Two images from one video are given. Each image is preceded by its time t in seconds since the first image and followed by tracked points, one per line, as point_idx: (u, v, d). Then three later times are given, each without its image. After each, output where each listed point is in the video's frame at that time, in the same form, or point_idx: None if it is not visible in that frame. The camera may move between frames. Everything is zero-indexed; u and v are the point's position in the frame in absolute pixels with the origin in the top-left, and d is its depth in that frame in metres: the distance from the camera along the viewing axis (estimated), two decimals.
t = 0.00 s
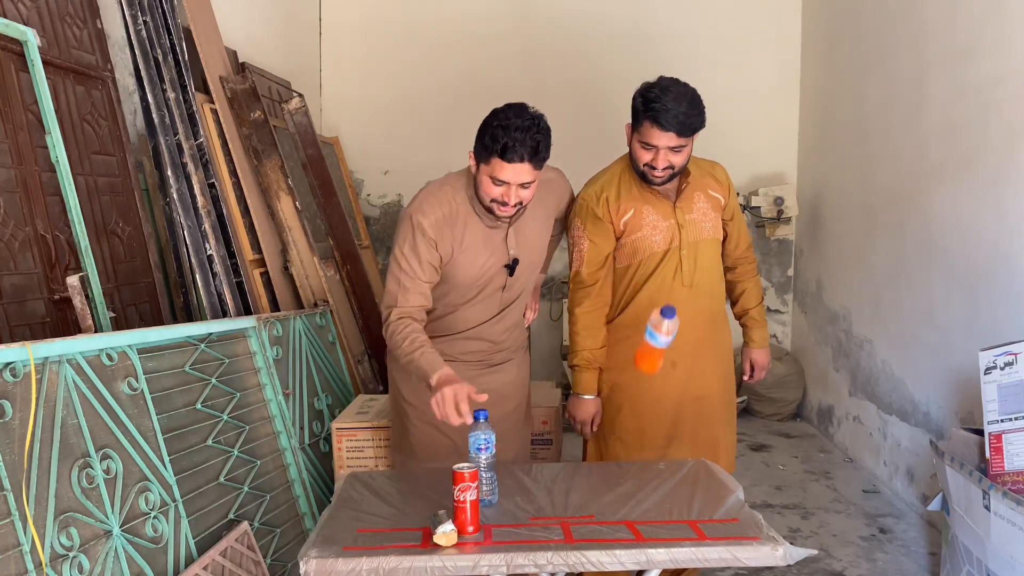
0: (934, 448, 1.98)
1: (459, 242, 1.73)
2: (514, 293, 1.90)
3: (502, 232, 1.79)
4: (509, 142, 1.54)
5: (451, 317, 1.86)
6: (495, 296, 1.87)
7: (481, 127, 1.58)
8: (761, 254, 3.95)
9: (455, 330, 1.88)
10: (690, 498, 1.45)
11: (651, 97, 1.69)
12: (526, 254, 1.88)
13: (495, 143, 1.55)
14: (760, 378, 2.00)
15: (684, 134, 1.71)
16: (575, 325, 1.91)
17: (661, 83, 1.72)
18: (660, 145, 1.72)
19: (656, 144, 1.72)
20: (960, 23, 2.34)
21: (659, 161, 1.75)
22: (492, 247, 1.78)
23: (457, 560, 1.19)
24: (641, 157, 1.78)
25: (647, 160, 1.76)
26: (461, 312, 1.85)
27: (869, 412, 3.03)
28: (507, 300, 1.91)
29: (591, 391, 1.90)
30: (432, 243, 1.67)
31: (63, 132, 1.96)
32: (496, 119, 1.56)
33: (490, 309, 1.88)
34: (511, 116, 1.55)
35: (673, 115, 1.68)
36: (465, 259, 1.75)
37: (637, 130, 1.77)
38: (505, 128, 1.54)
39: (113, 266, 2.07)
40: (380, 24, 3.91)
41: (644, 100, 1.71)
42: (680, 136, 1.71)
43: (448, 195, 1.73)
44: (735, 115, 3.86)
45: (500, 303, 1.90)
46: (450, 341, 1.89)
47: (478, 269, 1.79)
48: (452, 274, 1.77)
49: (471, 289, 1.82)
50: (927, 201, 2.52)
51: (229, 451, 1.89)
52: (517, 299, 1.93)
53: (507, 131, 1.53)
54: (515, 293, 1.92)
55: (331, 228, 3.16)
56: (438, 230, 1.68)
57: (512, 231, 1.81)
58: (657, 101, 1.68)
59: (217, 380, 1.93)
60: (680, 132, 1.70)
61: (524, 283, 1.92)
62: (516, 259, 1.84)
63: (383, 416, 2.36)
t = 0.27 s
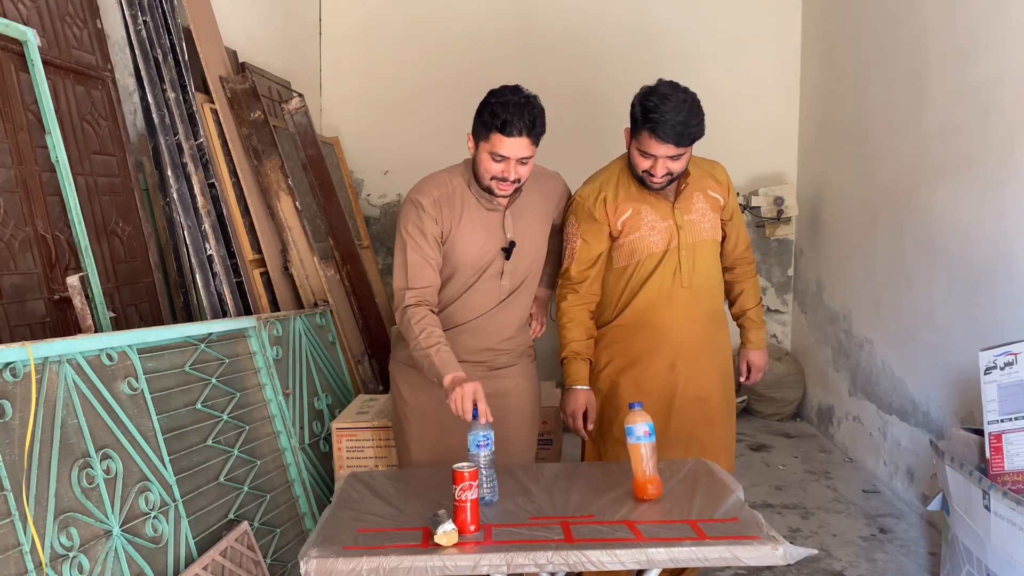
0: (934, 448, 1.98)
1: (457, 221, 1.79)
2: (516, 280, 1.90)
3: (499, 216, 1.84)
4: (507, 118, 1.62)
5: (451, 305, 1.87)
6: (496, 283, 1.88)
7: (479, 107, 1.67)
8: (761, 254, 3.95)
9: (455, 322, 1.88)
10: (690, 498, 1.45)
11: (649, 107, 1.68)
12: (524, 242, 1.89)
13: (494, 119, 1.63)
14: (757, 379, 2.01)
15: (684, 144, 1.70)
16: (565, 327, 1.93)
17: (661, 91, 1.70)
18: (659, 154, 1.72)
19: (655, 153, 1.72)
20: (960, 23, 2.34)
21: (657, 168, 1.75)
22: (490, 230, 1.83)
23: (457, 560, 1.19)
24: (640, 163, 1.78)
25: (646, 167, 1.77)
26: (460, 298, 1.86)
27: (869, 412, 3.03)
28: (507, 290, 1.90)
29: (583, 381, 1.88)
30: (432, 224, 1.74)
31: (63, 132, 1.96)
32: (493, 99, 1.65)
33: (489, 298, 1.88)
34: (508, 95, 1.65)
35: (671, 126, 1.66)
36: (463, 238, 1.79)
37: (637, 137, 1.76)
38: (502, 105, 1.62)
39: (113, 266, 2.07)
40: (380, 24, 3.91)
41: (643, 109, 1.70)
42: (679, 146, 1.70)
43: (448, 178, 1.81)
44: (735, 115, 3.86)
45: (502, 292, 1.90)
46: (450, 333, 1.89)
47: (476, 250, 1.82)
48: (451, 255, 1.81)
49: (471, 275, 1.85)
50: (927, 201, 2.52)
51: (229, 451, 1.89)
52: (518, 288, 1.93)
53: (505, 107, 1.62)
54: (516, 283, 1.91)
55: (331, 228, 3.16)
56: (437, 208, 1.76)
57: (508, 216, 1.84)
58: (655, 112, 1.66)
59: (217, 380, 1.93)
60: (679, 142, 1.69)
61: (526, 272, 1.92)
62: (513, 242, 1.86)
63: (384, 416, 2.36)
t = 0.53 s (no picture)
0: (934, 448, 1.98)
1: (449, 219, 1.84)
2: (511, 275, 1.90)
3: (491, 212, 1.87)
4: (503, 107, 1.71)
5: (447, 303, 1.89)
6: (490, 279, 1.88)
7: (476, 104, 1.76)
8: (761, 254, 3.95)
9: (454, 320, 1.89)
10: (690, 498, 1.45)
11: (643, 110, 1.67)
12: (520, 236, 1.90)
13: (492, 108, 1.72)
14: (757, 377, 2.00)
15: (677, 147, 1.70)
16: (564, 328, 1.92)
17: (655, 94, 1.69)
18: (652, 158, 1.72)
19: (648, 157, 1.72)
20: (960, 23, 2.34)
21: (651, 172, 1.75)
22: (481, 226, 1.86)
23: (457, 560, 1.19)
24: (633, 166, 1.78)
25: (639, 170, 1.77)
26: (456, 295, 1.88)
27: (869, 412, 3.03)
28: (504, 285, 1.89)
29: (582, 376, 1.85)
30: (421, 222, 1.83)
31: (63, 132, 1.96)
32: (488, 95, 1.75)
33: (484, 294, 1.88)
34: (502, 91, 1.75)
35: (664, 130, 1.66)
36: (454, 234, 1.84)
37: (630, 140, 1.76)
38: (498, 97, 1.72)
39: (113, 266, 2.07)
40: (380, 24, 3.91)
41: (636, 112, 1.70)
42: (671, 149, 1.70)
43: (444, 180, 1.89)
44: (735, 115, 3.86)
45: (498, 288, 1.89)
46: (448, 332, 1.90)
47: (467, 245, 1.85)
48: (445, 251, 1.86)
49: (464, 271, 1.87)
50: (927, 201, 2.52)
51: (229, 451, 1.89)
52: (516, 284, 1.91)
53: (501, 98, 1.71)
54: (512, 277, 1.90)
55: (331, 228, 3.16)
56: (428, 208, 1.84)
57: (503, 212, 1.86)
58: (649, 116, 1.66)
59: (217, 380, 1.93)
60: (672, 146, 1.69)
61: (523, 266, 1.91)
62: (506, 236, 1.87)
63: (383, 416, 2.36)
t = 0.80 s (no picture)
0: (934, 448, 1.98)
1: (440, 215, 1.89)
2: (503, 271, 1.89)
3: (483, 209, 1.89)
4: (492, 113, 1.72)
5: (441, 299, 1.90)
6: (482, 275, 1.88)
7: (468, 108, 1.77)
8: (761, 254, 3.95)
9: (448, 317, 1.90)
10: (690, 498, 1.45)
11: (623, 132, 1.65)
12: (514, 232, 1.90)
13: (482, 113, 1.73)
14: (763, 365, 2.00)
15: (659, 166, 1.68)
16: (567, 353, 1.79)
17: (634, 114, 1.67)
18: (636, 178, 1.70)
19: (631, 178, 1.71)
20: (960, 23, 2.34)
21: (635, 191, 1.74)
22: (472, 221, 1.88)
23: (457, 560, 1.19)
24: (618, 187, 1.77)
25: (624, 190, 1.76)
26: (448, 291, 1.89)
27: (869, 412, 3.03)
28: (496, 280, 1.89)
29: (579, 410, 1.70)
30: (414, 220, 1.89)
31: (63, 132, 1.96)
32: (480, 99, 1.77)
33: (476, 289, 1.88)
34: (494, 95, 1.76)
35: (645, 151, 1.64)
36: (444, 229, 1.87)
37: (612, 161, 1.74)
38: (489, 102, 1.73)
39: (113, 266, 2.07)
40: (380, 24, 3.91)
41: (617, 134, 1.68)
42: (655, 169, 1.68)
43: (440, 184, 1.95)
44: (735, 115, 3.86)
45: (490, 283, 1.88)
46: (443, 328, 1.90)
47: (458, 240, 1.87)
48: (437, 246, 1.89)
49: (455, 266, 1.88)
50: (927, 202, 2.52)
51: (229, 451, 1.89)
52: (509, 280, 1.90)
53: (490, 104, 1.72)
54: (504, 272, 1.89)
55: (331, 228, 3.16)
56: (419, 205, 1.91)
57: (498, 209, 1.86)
58: (629, 138, 1.64)
59: (217, 380, 1.92)
60: (654, 166, 1.67)
61: (517, 262, 1.90)
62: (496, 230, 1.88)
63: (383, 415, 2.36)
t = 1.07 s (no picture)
0: (934, 448, 1.98)
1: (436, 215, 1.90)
2: (501, 270, 1.89)
3: (479, 208, 1.89)
4: (474, 116, 1.71)
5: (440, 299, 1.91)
6: (480, 274, 1.88)
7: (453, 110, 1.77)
8: (761, 254, 3.95)
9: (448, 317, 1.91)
10: (690, 498, 1.45)
11: (632, 116, 1.66)
12: (513, 231, 1.89)
13: (464, 117, 1.73)
14: (757, 372, 1.99)
15: (667, 153, 1.68)
16: (559, 329, 1.87)
17: (643, 99, 1.67)
18: (643, 164, 1.71)
19: (639, 162, 1.71)
20: (960, 23, 2.34)
21: (643, 177, 1.74)
22: (468, 220, 1.88)
23: (457, 560, 1.19)
24: (626, 172, 1.77)
25: (631, 176, 1.76)
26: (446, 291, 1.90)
27: (869, 412, 3.03)
28: (495, 279, 1.88)
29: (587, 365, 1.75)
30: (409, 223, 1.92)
31: (63, 132, 1.96)
32: (464, 101, 1.75)
33: (474, 289, 1.88)
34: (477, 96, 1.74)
35: (653, 136, 1.65)
36: (439, 229, 1.88)
37: (621, 147, 1.75)
38: (471, 105, 1.72)
39: (113, 266, 2.07)
40: (380, 24, 3.91)
41: (626, 119, 1.68)
42: (662, 154, 1.68)
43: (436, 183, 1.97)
44: (735, 115, 3.86)
45: (489, 283, 1.88)
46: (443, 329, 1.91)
47: (455, 240, 1.88)
48: (433, 246, 1.89)
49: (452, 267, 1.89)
50: (927, 201, 2.52)
51: (229, 451, 1.89)
52: (506, 280, 1.89)
53: (472, 106, 1.71)
54: (502, 271, 1.89)
55: (331, 228, 3.16)
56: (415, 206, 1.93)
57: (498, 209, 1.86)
58: (638, 122, 1.64)
59: (217, 380, 1.93)
60: (662, 151, 1.67)
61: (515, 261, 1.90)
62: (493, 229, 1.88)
63: (383, 416, 2.36)
